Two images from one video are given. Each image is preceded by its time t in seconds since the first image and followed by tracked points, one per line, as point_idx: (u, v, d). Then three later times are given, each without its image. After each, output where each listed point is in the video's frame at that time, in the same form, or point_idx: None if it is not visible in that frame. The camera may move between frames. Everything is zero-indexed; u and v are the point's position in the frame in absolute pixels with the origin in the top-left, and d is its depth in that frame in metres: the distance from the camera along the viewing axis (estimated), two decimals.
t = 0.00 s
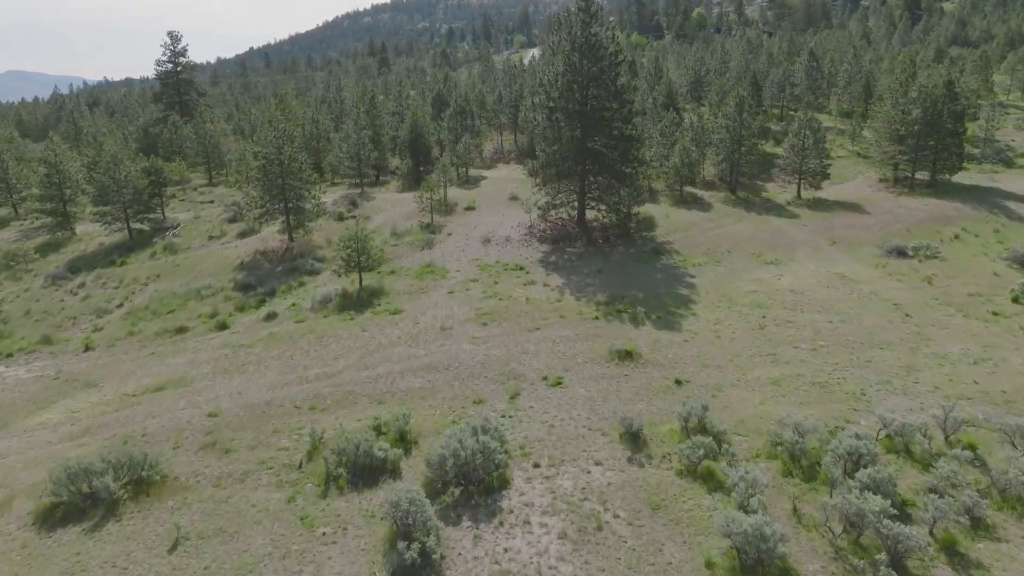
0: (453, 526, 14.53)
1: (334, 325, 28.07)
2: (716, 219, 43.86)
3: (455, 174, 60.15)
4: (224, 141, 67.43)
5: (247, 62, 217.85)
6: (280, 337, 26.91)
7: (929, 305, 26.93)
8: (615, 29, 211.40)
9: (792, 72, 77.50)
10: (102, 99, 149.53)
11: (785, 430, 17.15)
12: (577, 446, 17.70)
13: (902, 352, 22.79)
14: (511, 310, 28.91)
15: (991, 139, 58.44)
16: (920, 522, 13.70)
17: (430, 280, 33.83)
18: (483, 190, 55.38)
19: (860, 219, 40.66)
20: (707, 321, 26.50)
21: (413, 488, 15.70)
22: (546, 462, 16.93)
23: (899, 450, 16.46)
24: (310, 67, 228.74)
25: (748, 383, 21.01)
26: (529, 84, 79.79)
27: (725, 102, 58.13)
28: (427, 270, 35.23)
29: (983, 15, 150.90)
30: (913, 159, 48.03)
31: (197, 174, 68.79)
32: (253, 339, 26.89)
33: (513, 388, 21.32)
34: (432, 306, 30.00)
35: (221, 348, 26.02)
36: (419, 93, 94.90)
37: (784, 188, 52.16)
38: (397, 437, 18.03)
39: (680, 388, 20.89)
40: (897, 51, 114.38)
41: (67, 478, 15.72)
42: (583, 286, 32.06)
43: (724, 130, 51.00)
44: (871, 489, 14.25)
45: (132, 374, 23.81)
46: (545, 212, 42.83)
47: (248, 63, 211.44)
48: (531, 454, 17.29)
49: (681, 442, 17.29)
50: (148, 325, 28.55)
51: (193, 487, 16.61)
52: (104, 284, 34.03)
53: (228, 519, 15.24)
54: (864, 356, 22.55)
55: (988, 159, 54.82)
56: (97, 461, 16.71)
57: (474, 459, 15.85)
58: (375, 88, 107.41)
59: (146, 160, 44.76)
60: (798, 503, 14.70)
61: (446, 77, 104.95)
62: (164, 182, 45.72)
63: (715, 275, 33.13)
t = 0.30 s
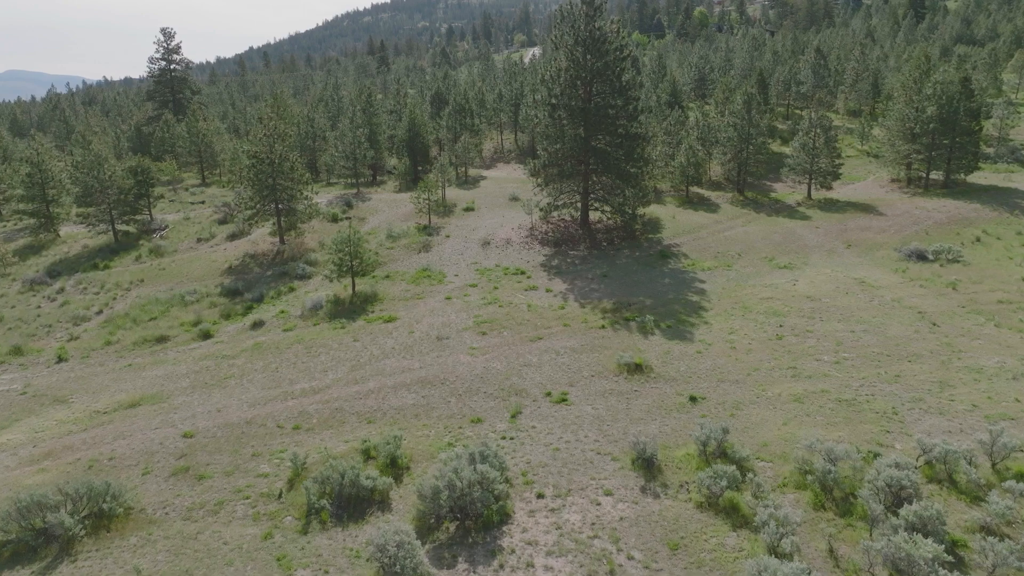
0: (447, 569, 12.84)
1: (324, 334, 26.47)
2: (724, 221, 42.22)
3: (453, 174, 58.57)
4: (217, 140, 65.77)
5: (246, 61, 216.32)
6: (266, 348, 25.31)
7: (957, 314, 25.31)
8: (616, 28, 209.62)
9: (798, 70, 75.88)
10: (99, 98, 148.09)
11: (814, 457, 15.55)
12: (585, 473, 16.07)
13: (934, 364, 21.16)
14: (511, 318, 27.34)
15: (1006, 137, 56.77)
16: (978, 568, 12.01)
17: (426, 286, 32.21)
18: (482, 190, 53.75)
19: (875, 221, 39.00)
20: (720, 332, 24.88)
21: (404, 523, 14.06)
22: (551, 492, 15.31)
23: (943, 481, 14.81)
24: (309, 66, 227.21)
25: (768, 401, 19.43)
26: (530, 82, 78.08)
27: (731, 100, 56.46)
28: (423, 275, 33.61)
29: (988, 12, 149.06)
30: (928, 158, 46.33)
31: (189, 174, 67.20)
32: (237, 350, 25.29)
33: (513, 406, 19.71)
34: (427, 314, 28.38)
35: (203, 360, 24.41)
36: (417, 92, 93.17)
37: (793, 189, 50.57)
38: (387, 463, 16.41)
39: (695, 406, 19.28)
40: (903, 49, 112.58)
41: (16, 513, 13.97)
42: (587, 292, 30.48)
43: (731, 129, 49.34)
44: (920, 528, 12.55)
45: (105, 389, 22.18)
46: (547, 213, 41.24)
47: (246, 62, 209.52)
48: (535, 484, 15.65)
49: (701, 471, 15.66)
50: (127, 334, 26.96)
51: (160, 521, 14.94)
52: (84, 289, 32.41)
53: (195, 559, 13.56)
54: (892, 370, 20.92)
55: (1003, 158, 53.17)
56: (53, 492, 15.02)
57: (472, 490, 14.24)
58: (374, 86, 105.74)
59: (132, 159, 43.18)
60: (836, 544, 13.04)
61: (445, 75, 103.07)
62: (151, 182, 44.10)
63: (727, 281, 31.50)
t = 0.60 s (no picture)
0: None
1: (312, 343, 24.82)
2: (733, 223, 40.60)
3: (452, 173, 56.96)
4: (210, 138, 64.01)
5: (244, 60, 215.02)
6: (251, 358, 23.67)
7: (989, 321, 23.67)
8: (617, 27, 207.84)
9: (805, 68, 74.19)
10: (95, 96, 146.60)
11: (852, 487, 13.88)
12: (595, 504, 14.42)
13: (971, 377, 19.50)
14: (513, 325, 25.72)
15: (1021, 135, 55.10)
16: None
17: (423, 290, 30.59)
18: (482, 190, 52.11)
19: (892, 222, 37.37)
20: (736, 341, 23.25)
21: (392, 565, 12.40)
22: (558, 527, 13.66)
23: (999, 515, 13.14)
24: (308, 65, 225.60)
25: (793, 419, 17.79)
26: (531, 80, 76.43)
27: (738, 96, 54.76)
28: (419, 279, 31.97)
29: (993, 10, 147.33)
30: (944, 156, 44.63)
31: (182, 174, 65.51)
32: (220, 360, 23.64)
33: (515, 425, 18.05)
34: (423, 320, 26.77)
35: (182, 371, 22.73)
36: (416, 90, 91.52)
37: (803, 188, 48.96)
38: (375, 492, 14.75)
39: (714, 425, 17.64)
40: (909, 46, 110.82)
41: None
42: (592, 297, 28.85)
43: (739, 126, 47.65)
44: None
45: (73, 404, 20.51)
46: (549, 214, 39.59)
47: (244, 61, 208.17)
48: (540, 517, 13.98)
49: (726, 503, 13.99)
50: (103, 342, 25.31)
51: (118, 560, 13.24)
52: (62, 294, 30.77)
53: None
54: (926, 384, 19.27)
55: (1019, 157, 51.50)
56: None
57: (468, 529, 12.57)
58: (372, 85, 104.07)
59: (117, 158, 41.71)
60: None
61: (444, 73, 101.38)
62: (138, 180, 42.48)
63: (739, 285, 29.87)
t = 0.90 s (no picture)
0: None
1: (300, 354, 23.16)
2: (743, 224, 38.96)
3: (451, 173, 55.34)
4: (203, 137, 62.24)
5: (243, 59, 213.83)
6: (232, 371, 21.99)
7: None
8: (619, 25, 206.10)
9: (813, 65, 72.48)
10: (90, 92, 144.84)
11: (903, 529, 12.13)
12: (609, 545, 12.72)
13: (1017, 395, 17.79)
14: (514, 334, 24.09)
15: None
16: None
17: (419, 296, 28.96)
18: (481, 190, 50.46)
19: (910, 223, 35.69)
20: (755, 353, 21.60)
21: None
22: (567, 573, 11.97)
23: None
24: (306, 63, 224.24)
25: (825, 443, 16.09)
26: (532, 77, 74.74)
27: (746, 94, 53.14)
28: (416, 285, 30.32)
29: (999, 7, 145.46)
30: (962, 155, 42.93)
31: (174, 174, 63.78)
32: (199, 373, 21.95)
33: (517, 449, 16.38)
34: (419, 329, 25.13)
35: (158, 385, 21.04)
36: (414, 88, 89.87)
37: (814, 188, 47.31)
38: (360, 531, 13.04)
39: (737, 450, 15.97)
40: (915, 43, 109.03)
41: None
42: (598, 304, 27.20)
43: (749, 124, 45.97)
44: None
45: (37, 423, 18.85)
46: (552, 215, 37.94)
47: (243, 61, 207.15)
48: (547, 562, 12.27)
49: (759, 548, 12.24)
50: (76, 353, 23.66)
51: None
52: (38, 300, 29.12)
53: None
54: (969, 402, 17.54)
55: None
56: None
57: None
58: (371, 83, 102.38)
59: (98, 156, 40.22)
60: None
61: (443, 72, 99.81)
62: (123, 180, 40.92)
63: (754, 291, 28.21)
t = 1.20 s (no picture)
0: None
1: (286, 368, 21.54)
2: (754, 226, 37.34)
3: (450, 173, 53.70)
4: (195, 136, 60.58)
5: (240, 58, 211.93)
6: (213, 387, 20.38)
7: None
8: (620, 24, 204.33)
9: (820, 62, 70.83)
10: (85, 90, 142.77)
11: None
12: None
13: None
14: (517, 346, 22.46)
15: None
16: None
17: (415, 304, 27.35)
18: (481, 191, 48.81)
19: (931, 226, 34.07)
20: (777, 368, 19.97)
21: None
22: None
23: None
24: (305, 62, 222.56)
25: (864, 474, 14.45)
26: (533, 75, 73.08)
27: (754, 91, 51.56)
28: (412, 291, 28.70)
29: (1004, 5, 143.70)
30: (981, 154, 41.28)
31: (166, 174, 62.12)
32: (176, 389, 20.33)
33: (521, 480, 14.74)
34: (414, 341, 23.50)
35: (130, 403, 19.41)
36: (412, 86, 88.14)
37: (826, 188, 45.69)
38: None
39: (766, 482, 14.32)
40: (922, 41, 107.18)
41: None
42: (606, 312, 25.58)
43: (759, 122, 44.31)
44: None
45: None
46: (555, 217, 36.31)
47: (240, 59, 205.19)
48: None
49: None
50: (46, 366, 22.01)
51: None
52: (12, 308, 27.49)
53: None
54: (1019, 427, 15.90)
55: None
56: None
57: None
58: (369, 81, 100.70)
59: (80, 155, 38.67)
60: None
61: (443, 70, 98.23)
62: (107, 180, 39.28)
63: (771, 298, 26.58)
